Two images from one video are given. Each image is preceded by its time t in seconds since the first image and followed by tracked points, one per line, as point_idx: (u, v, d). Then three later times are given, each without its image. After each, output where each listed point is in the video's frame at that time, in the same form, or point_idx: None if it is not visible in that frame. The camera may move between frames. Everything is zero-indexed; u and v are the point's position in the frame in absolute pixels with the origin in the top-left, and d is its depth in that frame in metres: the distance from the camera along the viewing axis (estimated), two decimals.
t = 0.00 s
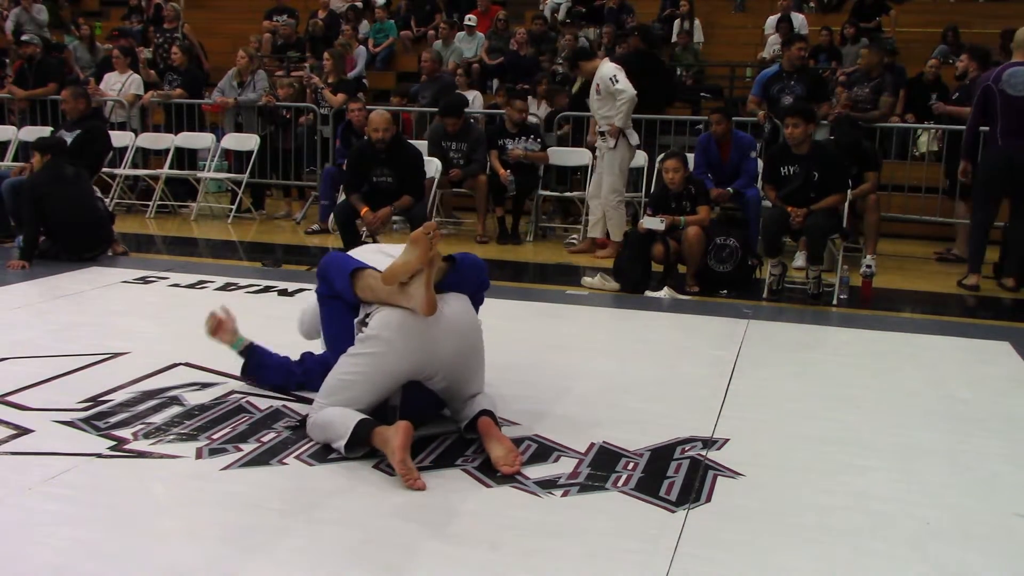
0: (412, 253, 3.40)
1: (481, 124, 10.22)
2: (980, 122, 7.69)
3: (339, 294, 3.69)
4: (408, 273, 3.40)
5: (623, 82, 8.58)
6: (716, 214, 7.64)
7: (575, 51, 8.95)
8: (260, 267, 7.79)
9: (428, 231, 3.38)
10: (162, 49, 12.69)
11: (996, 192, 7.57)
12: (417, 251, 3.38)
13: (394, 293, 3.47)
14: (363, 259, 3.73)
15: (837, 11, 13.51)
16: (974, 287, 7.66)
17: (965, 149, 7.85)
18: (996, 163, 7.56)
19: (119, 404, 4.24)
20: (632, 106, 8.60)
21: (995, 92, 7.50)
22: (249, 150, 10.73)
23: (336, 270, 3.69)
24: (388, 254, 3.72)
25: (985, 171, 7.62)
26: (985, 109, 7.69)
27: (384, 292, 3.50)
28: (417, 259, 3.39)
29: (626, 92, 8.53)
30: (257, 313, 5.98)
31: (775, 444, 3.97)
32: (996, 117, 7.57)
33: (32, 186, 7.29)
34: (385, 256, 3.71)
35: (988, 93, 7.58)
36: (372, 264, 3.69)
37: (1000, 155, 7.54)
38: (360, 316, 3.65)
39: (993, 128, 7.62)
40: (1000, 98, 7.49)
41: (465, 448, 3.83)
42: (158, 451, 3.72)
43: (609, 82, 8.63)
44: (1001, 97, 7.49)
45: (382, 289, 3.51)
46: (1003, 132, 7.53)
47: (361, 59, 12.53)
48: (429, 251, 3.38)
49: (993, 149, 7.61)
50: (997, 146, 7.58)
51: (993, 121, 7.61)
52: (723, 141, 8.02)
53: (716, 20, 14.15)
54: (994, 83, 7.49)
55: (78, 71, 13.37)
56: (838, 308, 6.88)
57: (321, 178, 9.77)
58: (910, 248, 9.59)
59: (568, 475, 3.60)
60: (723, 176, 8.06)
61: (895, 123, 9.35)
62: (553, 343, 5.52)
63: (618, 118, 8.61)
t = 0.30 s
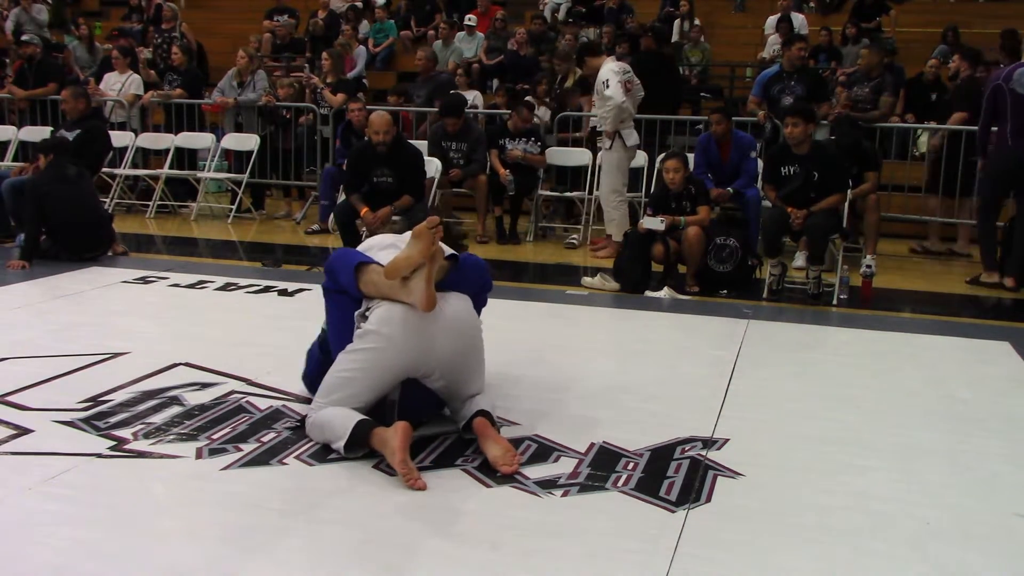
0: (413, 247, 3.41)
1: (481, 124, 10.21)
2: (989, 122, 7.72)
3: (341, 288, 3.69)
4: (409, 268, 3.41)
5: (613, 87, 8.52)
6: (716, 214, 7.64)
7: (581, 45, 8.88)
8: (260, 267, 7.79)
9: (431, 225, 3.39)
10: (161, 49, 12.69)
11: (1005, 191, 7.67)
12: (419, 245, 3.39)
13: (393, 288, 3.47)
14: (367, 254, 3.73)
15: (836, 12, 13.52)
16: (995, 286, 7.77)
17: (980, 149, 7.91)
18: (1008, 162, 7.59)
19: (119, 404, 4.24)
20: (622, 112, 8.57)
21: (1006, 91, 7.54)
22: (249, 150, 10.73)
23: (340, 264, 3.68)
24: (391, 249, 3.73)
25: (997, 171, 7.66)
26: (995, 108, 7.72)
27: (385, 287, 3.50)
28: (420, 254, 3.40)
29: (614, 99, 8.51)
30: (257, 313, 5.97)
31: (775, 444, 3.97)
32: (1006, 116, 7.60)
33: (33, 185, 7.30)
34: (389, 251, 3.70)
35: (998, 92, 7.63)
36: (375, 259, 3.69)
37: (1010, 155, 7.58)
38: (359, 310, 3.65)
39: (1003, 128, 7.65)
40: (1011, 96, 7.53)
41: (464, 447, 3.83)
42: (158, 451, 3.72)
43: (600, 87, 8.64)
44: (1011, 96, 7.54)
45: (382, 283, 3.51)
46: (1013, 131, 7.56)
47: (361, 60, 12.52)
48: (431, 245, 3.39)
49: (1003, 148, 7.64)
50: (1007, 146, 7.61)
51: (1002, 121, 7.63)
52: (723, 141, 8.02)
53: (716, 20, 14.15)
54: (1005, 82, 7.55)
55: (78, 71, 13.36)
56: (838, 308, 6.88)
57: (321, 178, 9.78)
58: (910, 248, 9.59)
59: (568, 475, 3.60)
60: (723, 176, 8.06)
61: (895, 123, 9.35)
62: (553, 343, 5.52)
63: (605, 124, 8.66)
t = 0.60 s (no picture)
0: (432, 258, 3.41)
1: (481, 124, 10.22)
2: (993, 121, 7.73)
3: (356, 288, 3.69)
4: (425, 277, 3.41)
5: (609, 90, 8.52)
6: (716, 215, 7.64)
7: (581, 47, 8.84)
8: (260, 267, 7.79)
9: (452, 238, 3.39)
10: (161, 49, 12.69)
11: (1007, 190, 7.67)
12: (438, 255, 3.39)
13: (406, 295, 3.48)
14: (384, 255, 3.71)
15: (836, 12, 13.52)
16: (995, 286, 7.77)
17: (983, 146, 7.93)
18: (1012, 161, 7.59)
19: (119, 404, 4.24)
20: (618, 115, 8.58)
21: (1012, 88, 7.56)
22: (249, 150, 10.73)
23: (358, 263, 3.67)
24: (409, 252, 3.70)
25: (1001, 170, 7.66)
26: (1000, 107, 7.74)
27: (398, 293, 3.50)
28: (437, 265, 3.40)
29: (608, 103, 8.51)
30: (257, 313, 5.98)
31: (775, 444, 3.97)
32: (1010, 114, 7.61)
33: (33, 185, 7.31)
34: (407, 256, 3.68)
35: (1004, 90, 7.65)
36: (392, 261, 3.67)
37: (1013, 153, 7.60)
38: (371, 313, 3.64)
39: (1007, 127, 7.65)
40: (1016, 94, 7.55)
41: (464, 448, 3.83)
42: (158, 451, 3.72)
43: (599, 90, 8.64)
44: (1017, 93, 7.55)
45: (396, 289, 3.51)
46: (1017, 130, 7.56)
47: (361, 59, 12.52)
48: (449, 259, 3.40)
49: (1007, 147, 7.64)
50: (1011, 144, 7.62)
51: (1007, 120, 7.64)
52: (723, 141, 8.01)
53: (716, 20, 14.15)
54: (1011, 79, 7.57)
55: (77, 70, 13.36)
56: (839, 308, 6.88)
57: (321, 178, 9.77)
58: (910, 249, 9.59)
59: (568, 475, 3.60)
60: (724, 177, 8.07)
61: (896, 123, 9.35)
62: (553, 343, 5.52)
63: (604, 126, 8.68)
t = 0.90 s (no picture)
0: (451, 277, 3.33)
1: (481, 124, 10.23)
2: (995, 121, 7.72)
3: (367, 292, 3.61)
4: (442, 295, 3.33)
5: (610, 89, 8.53)
6: (716, 215, 7.64)
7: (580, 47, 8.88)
8: (260, 267, 7.79)
9: (473, 259, 3.30)
10: (161, 49, 12.69)
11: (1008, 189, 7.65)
12: (458, 276, 3.32)
13: (421, 307, 3.39)
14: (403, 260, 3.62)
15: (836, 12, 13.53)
16: (994, 285, 7.77)
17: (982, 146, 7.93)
18: (1013, 160, 7.58)
19: (119, 404, 4.24)
20: (620, 113, 8.56)
21: (1015, 87, 7.56)
22: (249, 150, 10.73)
23: (375, 266, 3.56)
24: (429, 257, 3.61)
25: (1001, 170, 7.65)
26: (1001, 107, 7.74)
27: (413, 304, 3.41)
28: (457, 285, 3.32)
29: (610, 101, 8.52)
30: (257, 313, 5.98)
31: (775, 444, 3.97)
32: (1011, 114, 7.61)
33: (32, 186, 7.30)
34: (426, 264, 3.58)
35: (1007, 89, 7.64)
36: (411, 267, 3.57)
37: (1014, 153, 7.59)
38: (379, 318, 3.60)
39: (1008, 126, 7.65)
40: (1019, 93, 7.55)
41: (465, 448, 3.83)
42: (158, 451, 3.72)
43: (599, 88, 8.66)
44: (1020, 92, 7.56)
45: (410, 298, 3.42)
46: (1018, 129, 7.56)
47: (360, 59, 12.53)
48: (469, 279, 3.32)
49: (1008, 147, 7.63)
50: (1011, 144, 7.61)
51: (1008, 120, 7.64)
52: (723, 141, 8.01)
53: (716, 20, 14.16)
54: (1015, 78, 7.57)
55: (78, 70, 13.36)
56: (839, 307, 6.88)
57: (321, 179, 9.77)
58: (910, 249, 9.59)
59: (568, 475, 3.60)
60: (724, 177, 8.07)
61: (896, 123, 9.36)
62: (553, 343, 5.52)
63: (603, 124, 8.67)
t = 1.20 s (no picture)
0: (453, 270, 3.31)
1: (481, 124, 10.24)
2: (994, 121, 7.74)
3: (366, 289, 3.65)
4: (443, 288, 3.31)
5: (615, 84, 8.58)
6: (716, 215, 7.64)
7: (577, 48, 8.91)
8: (260, 267, 7.79)
9: (474, 254, 3.30)
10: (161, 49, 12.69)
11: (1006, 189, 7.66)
12: (461, 268, 3.30)
13: (422, 302, 3.39)
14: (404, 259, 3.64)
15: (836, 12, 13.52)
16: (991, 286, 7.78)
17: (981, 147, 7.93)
18: (1012, 160, 7.58)
19: (118, 404, 4.24)
20: (624, 108, 8.58)
21: (1015, 88, 7.58)
22: (249, 150, 10.73)
23: (373, 265, 3.58)
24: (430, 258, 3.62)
25: (1000, 171, 7.66)
26: (1001, 108, 7.75)
27: (416, 299, 3.40)
28: (459, 277, 3.30)
29: (615, 94, 8.55)
30: (257, 313, 5.98)
31: (775, 444, 3.97)
32: (1011, 114, 7.62)
33: (32, 186, 7.30)
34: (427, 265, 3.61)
35: (1007, 89, 7.66)
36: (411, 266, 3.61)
37: (1014, 154, 7.59)
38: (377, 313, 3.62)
39: (1007, 127, 7.66)
40: (1019, 94, 7.57)
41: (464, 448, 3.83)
42: (158, 451, 3.72)
43: (603, 83, 8.66)
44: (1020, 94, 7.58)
45: (412, 294, 3.42)
46: (1018, 130, 7.57)
47: (359, 59, 12.54)
48: (471, 273, 3.31)
49: (1006, 147, 7.64)
50: (1011, 145, 7.61)
51: (1007, 120, 7.65)
52: (723, 141, 8.02)
53: (716, 19, 14.15)
54: (1016, 80, 7.59)
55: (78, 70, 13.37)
56: (839, 307, 6.88)
57: (321, 178, 9.77)
58: (909, 250, 9.59)
59: (567, 475, 3.60)
60: (724, 177, 8.07)
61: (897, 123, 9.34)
62: (553, 343, 5.52)
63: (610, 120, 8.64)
